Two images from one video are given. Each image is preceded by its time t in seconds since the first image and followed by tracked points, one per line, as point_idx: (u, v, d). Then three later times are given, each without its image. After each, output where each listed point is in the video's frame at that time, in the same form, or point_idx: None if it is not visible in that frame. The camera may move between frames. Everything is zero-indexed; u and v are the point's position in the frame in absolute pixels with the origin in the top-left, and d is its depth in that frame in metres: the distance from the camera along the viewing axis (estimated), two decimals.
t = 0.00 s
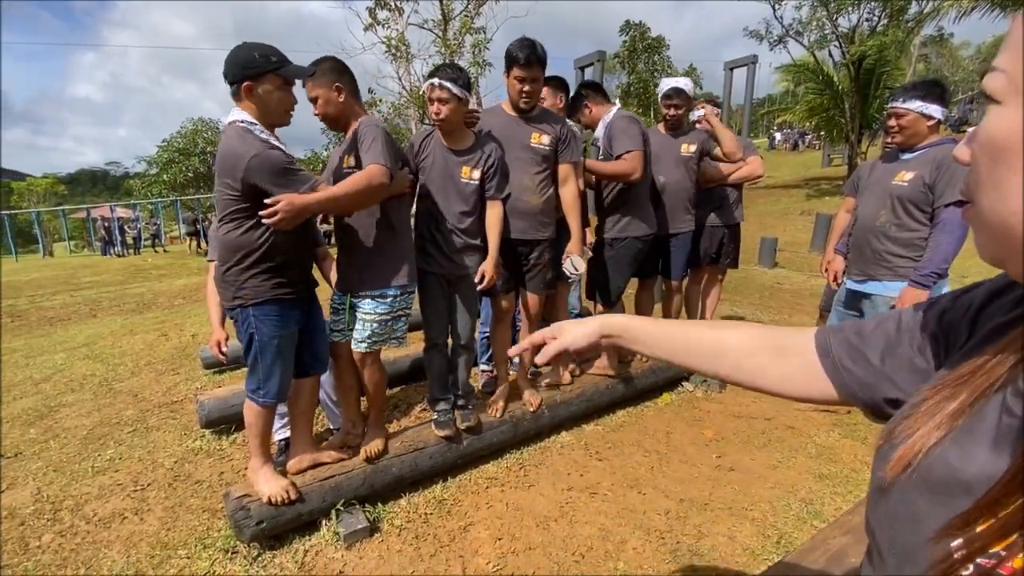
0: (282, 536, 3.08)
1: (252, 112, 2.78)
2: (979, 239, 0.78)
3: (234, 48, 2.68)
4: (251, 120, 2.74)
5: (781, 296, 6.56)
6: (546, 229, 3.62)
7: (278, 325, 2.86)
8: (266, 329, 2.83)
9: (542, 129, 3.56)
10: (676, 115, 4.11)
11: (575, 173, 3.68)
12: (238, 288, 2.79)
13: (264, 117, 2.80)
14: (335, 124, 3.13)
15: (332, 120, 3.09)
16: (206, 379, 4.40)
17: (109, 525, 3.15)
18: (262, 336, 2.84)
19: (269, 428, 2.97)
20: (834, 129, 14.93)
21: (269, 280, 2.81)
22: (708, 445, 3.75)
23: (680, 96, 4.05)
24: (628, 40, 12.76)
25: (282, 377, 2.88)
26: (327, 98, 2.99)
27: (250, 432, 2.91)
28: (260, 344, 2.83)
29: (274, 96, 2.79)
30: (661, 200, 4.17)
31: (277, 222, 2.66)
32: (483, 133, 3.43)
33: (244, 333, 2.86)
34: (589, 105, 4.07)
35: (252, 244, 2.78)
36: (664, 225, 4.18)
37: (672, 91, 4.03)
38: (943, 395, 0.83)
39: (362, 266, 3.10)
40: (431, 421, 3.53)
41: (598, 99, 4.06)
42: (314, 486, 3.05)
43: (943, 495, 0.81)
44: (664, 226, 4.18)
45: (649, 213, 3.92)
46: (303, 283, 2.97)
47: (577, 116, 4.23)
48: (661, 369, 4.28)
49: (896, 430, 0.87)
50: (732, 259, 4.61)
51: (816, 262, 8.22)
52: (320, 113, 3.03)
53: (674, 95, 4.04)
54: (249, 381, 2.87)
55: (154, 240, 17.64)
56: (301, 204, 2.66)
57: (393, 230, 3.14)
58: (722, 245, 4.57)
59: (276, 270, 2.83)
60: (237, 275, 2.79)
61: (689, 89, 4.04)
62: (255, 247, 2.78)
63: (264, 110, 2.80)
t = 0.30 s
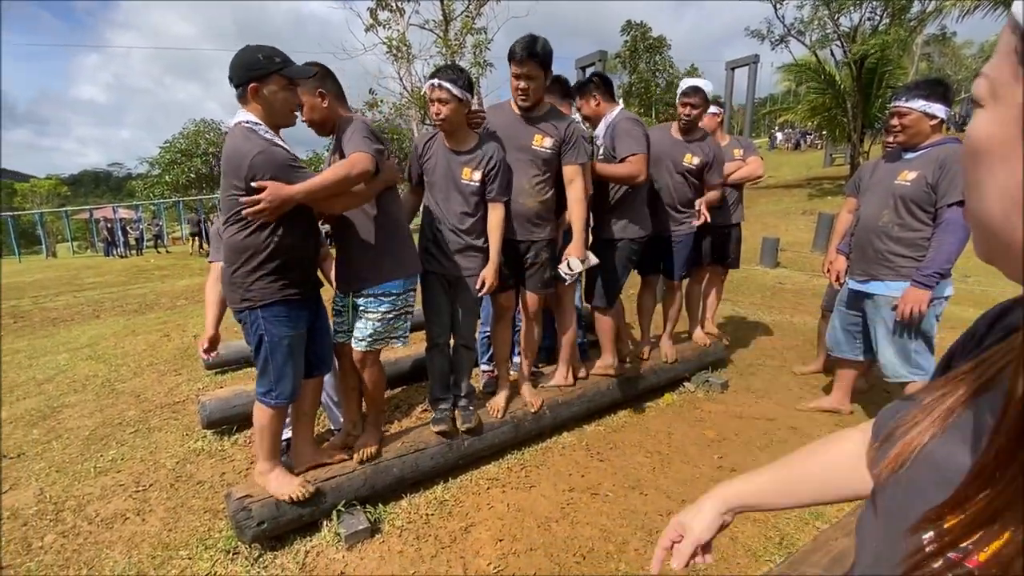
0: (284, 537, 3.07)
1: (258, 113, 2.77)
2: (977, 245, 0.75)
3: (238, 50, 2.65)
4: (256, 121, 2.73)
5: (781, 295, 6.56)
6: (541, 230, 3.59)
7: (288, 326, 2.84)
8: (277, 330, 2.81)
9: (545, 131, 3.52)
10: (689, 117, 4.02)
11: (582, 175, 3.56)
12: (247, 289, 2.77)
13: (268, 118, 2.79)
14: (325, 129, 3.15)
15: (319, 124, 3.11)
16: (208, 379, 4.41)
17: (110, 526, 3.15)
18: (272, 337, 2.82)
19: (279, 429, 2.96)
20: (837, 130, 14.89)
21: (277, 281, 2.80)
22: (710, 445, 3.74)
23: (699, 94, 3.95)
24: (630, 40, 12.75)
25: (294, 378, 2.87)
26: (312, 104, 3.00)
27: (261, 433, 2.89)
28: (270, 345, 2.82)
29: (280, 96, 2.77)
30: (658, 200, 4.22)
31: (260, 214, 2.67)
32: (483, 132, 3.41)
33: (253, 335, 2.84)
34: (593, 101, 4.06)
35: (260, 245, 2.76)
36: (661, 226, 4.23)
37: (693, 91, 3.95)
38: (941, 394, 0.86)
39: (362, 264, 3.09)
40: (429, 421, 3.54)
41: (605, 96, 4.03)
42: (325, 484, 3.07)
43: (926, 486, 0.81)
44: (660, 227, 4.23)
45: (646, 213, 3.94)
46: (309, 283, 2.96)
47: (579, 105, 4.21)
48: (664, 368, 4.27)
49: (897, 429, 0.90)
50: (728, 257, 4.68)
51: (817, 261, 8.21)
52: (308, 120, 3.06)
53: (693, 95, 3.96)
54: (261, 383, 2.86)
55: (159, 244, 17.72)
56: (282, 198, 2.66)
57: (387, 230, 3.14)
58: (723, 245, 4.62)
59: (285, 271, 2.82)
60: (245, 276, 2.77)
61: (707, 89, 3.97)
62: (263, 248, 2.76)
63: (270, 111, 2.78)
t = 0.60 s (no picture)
0: (283, 538, 3.07)
1: (267, 116, 2.76)
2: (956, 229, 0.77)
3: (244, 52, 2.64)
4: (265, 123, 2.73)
5: (781, 294, 6.55)
6: (538, 231, 3.57)
7: (285, 327, 2.84)
8: (274, 331, 2.80)
9: (545, 137, 3.47)
10: (696, 129, 3.96)
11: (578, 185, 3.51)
12: (244, 290, 2.76)
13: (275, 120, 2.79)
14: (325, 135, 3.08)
15: (320, 131, 3.05)
16: (208, 380, 4.41)
17: (111, 527, 3.15)
18: (268, 339, 2.81)
19: (277, 431, 2.95)
20: (837, 131, 14.89)
21: (276, 282, 2.80)
22: (710, 446, 3.73)
23: (707, 107, 3.89)
24: (629, 42, 12.76)
25: (289, 381, 2.86)
26: (313, 111, 2.94)
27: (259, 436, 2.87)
28: (266, 347, 2.81)
29: (288, 98, 2.75)
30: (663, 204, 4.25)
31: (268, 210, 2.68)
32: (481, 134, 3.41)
33: (249, 337, 2.83)
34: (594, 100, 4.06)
35: (262, 245, 2.76)
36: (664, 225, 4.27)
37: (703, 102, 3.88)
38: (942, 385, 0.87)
39: (361, 266, 3.07)
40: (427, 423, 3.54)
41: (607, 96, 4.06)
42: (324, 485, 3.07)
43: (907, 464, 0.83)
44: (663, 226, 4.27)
45: (648, 210, 3.95)
46: (308, 285, 2.96)
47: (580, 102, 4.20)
48: (664, 368, 4.27)
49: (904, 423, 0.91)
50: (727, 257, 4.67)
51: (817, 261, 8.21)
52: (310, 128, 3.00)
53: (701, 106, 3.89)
54: (255, 384, 2.86)
55: (162, 247, 17.77)
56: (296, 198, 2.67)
57: (382, 230, 3.11)
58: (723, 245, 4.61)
59: (283, 271, 2.82)
60: (244, 276, 2.76)
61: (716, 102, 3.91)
62: (265, 248, 2.75)
63: (278, 113, 2.77)
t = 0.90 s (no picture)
0: (283, 539, 3.07)
1: (278, 118, 2.76)
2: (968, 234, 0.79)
3: (254, 55, 2.64)
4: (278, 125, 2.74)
5: (782, 295, 6.57)
6: (539, 233, 3.57)
7: (291, 329, 2.84)
8: (281, 333, 2.81)
9: (540, 138, 3.46)
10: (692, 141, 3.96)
11: (573, 186, 3.48)
12: (253, 291, 2.76)
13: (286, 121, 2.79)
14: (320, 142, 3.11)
15: (312, 137, 3.07)
16: (208, 382, 4.42)
17: (110, 529, 3.14)
18: (276, 341, 2.81)
19: (280, 434, 2.94)
20: (836, 132, 14.90)
21: (285, 284, 2.81)
22: (710, 447, 3.74)
23: (703, 120, 3.88)
24: (628, 43, 12.77)
25: (296, 382, 2.87)
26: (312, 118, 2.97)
27: (262, 438, 2.87)
28: (275, 349, 2.81)
29: (298, 99, 2.77)
30: (666, 209, 4.25)
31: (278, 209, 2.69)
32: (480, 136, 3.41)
33: (255, 338, 2.82)
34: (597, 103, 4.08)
35: (274, 245, 2.76)
36: (665, 228, 4.28)
37: (701, 114, 3.87)
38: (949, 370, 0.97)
39: (357, 268, 3.05)
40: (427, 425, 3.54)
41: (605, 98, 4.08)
42: (327, 487, 3.06)
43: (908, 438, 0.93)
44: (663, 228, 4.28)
45: (647, 210, 3.95)
46: (310, 286, 2.96)
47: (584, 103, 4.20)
48: (664, 370, 4.28)
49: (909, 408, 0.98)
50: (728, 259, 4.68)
51: (817, 262, 8.21)
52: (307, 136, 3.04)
53: (697, 120, 3.88)
54: (261, 387, 2.83)
55: (161, 248, 17.75)
56: (305, 197, 2.68)
57: (376, 232, 3.07)
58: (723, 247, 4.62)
59: (292, 272, 2.83)
60: (253, 278, 2.75)
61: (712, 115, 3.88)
62: (277, 248, 2.76)
63: (289, 115, 2.78)
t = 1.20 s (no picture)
0: (284, 542, 3.06)
1: (289, 124, 2.78)
2: (975, 230, 0.84)
3: (267, 61, 2.65)
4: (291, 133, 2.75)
5: (782, 297, 6.57)
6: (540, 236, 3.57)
7: (292, 332, 2.85)
8: (283, 336, 2.81)
9: (533, 140, 3.48)
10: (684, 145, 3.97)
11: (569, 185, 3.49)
12: (255, 294, 2.76)
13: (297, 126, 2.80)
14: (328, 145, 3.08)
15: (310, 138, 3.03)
16: (208, 385, 4.42)
17: (110, 532, 3.14)
18: (278, 344, 2.81)
19: (280, 437, 2.93)
20: (836, 134, 14.91)
21: (286, 287, 2.81)
22: (710, 449, 3.73)
23: (695, 125, 3.86)
24: (627, 45, 12.79)
25: (296, 385, 2.87)
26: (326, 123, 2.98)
27: (262, 441, 2.86)
28: (276, 352, 2.81)
29: (310, 106, 2.78)
30: (665, 213, 4.24)
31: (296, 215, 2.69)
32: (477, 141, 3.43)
33: (257, 341, 2.82)
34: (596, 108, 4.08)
35: (275, 249, 2.76)
36: (665, 230, 4.28)
37: (693, 118, 3.83)
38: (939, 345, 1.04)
39: (355, 271, 3.04)
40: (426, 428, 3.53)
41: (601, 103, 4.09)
42: (327, 491, 3.06)
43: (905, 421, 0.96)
44: (662, 231, 4.28)
45: (647, 212, 3.95)
46: (311, 289, 2.95)
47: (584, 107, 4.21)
48: (664, 372, 4.28)
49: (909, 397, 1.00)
50: (728, 261, 4.69)
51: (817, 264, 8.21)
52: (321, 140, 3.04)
53: (690, 124, 3.86)
54: (261, 390, 2.82)
55: (162, 252, 17.77)
56: (318, 201, 2.66)
57: (370, 233, 3.07)
58: (723, 249, 4.62)
59: (293, 276, 2.83)
60: (256, 281, 2.75)
61: (706, 120, 3.84)
62: (280, 253, 2.77)
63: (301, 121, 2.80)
